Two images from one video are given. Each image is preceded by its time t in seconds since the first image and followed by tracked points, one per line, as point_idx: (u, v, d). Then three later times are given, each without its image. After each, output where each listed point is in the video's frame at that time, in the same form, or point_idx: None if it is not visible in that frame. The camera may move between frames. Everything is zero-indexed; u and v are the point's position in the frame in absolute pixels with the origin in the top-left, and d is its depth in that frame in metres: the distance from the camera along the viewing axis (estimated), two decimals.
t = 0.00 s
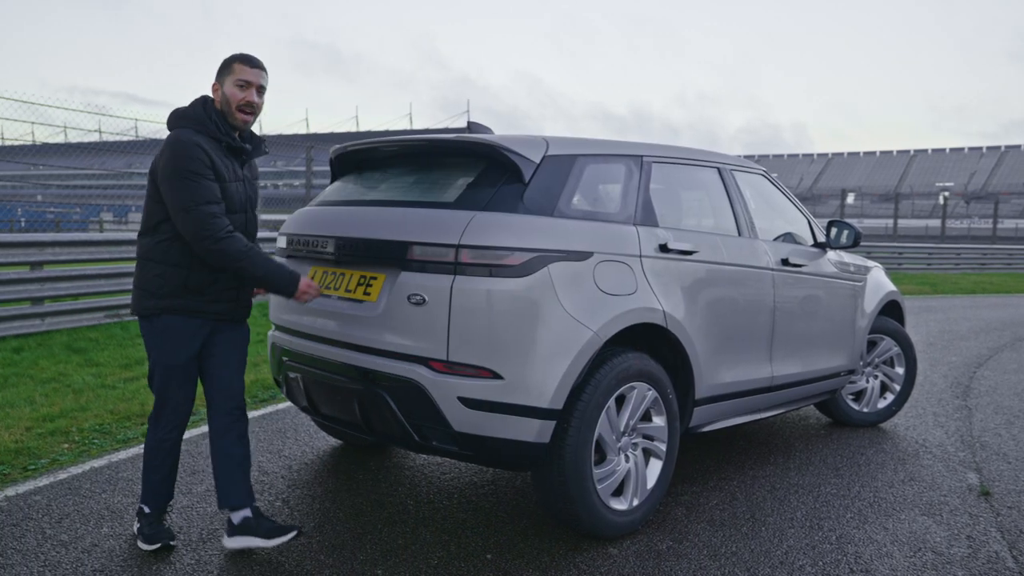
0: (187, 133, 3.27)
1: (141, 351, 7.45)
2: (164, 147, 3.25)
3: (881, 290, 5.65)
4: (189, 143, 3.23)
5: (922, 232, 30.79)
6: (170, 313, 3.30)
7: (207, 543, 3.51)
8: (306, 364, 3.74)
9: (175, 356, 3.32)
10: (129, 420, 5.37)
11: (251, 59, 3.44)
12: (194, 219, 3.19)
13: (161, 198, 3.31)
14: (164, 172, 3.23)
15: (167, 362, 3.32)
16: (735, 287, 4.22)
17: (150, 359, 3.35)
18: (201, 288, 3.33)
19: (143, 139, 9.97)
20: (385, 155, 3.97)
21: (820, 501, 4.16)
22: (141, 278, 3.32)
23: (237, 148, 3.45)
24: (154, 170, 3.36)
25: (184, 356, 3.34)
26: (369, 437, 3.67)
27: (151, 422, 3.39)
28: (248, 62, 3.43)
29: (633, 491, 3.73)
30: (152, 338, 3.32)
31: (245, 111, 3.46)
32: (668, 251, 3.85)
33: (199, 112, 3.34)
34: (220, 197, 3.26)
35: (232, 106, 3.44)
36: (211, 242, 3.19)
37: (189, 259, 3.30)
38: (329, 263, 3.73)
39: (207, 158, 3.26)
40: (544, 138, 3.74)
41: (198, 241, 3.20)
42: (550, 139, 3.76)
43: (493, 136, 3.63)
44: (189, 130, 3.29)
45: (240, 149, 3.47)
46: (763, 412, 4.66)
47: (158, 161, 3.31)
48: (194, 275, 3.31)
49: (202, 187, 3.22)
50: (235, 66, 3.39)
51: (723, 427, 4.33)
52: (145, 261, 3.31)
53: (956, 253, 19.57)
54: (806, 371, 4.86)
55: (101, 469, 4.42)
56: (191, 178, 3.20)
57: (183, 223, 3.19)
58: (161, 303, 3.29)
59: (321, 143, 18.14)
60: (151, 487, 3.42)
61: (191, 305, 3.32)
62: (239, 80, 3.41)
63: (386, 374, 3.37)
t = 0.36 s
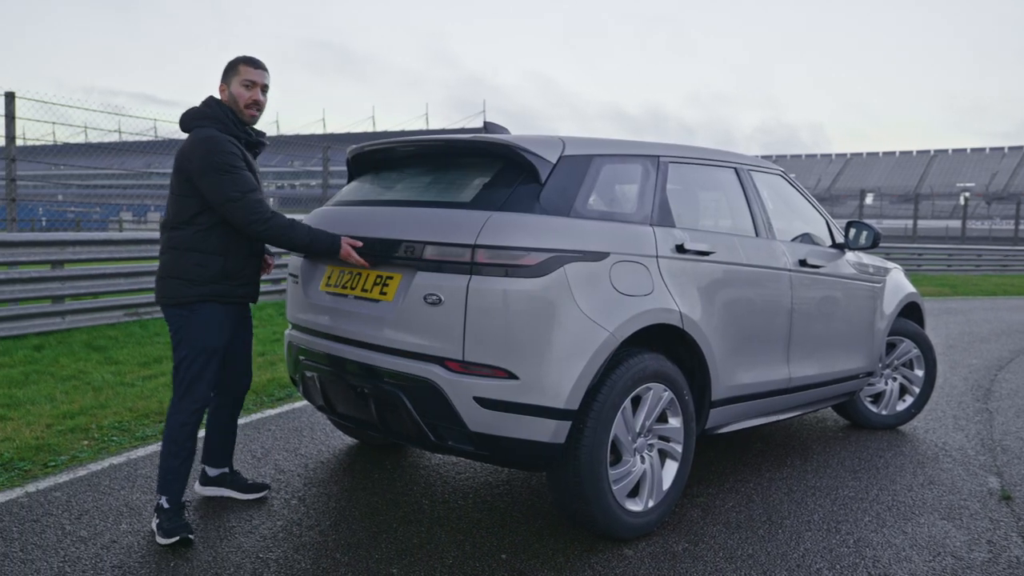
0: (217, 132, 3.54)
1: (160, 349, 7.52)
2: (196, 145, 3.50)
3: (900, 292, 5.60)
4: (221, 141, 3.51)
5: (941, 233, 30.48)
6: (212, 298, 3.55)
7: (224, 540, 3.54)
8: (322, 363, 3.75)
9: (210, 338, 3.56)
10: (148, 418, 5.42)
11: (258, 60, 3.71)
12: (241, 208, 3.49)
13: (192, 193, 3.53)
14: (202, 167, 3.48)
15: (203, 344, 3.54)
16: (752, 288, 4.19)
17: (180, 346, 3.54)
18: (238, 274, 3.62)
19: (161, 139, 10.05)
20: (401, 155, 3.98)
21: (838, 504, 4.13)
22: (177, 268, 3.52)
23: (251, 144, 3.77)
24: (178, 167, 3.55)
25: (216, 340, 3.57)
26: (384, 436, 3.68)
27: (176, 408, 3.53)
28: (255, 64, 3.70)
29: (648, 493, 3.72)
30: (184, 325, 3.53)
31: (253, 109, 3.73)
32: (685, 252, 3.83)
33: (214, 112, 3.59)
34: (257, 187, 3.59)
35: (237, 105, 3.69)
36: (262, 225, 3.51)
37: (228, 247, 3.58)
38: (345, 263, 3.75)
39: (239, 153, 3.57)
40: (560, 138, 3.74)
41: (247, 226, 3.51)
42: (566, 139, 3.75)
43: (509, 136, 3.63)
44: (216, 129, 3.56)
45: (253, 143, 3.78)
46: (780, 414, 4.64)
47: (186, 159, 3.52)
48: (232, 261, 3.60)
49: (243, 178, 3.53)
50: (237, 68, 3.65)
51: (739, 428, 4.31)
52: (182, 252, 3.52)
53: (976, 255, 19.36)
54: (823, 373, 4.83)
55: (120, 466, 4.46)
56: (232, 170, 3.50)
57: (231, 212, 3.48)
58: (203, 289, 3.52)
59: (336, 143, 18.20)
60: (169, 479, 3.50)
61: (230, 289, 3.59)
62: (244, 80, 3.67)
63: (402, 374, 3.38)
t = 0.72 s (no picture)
0: (248, 134, 3.61)
1: (176, 347, 7.57)
2: (228, 146, 3.58)
3: (918, 293, 5.55)
4: (251, 143, 3.58)
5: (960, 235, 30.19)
6: (235, 295, 3.66)
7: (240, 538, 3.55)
8: (336, 362, 3.76)
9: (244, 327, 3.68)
10: (164, 416, 5.45)
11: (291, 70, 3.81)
12: (268, 207, 3.54)
13: (222, 191, 3.62)
14: (232, 166, 3.55)
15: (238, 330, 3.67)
16: (768, 289, 4.17)
17: (222, 334, 3.67)
18: (261, 272, 3.72)
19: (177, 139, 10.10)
20: (416, 155, 3.99)
21: (854, 507, 4.10)
22: (204, 264, 3.63)
23: (282, 149, 3.82)
24: (210, 165, 3.65)
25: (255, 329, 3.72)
26: (398, 435, 3.69)
27: (237, 395, 3.69)
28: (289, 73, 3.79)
29: (661, 494, 3.70)
30: (222, 314, 3.65)
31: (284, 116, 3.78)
32: (699, 252, 3.82)
33: (248, 117, 3.66)
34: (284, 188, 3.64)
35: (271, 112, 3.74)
36: (286, 224, 3.54)
37: (252, 245, 3.68)
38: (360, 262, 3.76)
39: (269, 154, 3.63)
40: (575, 138, 3.73)
41: (271, 226, 3.55)
42: (581, 139, 3.75)
43: (524, 136, 3.63)
44: (248, 132, 3.63)
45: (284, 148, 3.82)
46: (795, 416, 4.61)
47: (218, 159, 3.61)
48: (256, 259, 3.69)
49: (271, 178, 3.58)
50: (271, 77, 3.71)
51: (753, 430, 4.29)
52: (210, 248, 3.63)
53: (995, 257, 19.16)
54: (840, 374, 4.80)
55: (137, 464, 4.49)
56: (260, 171, 3.55)
57: (258, 210, 3.54)
58: (226, 285, 3.63)
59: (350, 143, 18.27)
60: (245, 469, 3.72)
61: (253, 286, 3.70)
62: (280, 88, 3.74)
63: (416, 374, 3.38)
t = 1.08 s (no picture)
0: (265, 136, 3.62)
1: (190, 346, 7.62)
2: (245, 148, 3.59)
3: (933, 295, 5.51)
4: (268, 145, 3.59)
5: (976, 235, 29.94)
6: (253, 298, 3.67)
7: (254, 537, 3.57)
8: (348, 362, 3.77)
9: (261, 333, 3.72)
10: (178, 414, 5.48)
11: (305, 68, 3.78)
12: (287, 210, 3.56)
13: (240, 194, 3.63)
14: (251, 169, 3.56)
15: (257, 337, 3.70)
16: (781, 290, 4.15)
17: (232, 338, 3.69)
18: (279, 275, 3.73)
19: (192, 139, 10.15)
20: (428, 155, 3.99)
21: (867, 510, 4.08)
22: (222, 267, 3.65)
23: (298, 149, 3.84)
24: (226, 167, 3.65)
25: (266, 332, 3.74)
26: (409, 435, 3.69)
27: (247, 402, 3.72)
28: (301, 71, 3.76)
29: (674, 495, 3.69)
30: (234, 318, 3.67)
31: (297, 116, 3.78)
32: (713, 253, 3.81)
33: (263, 117, 3.66)
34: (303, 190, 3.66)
35: (282, 113, 3.75)
36: (308, 226, 3.56)
37: (270, 248, 3.69)
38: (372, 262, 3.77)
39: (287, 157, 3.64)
40: (587, 138, 3.73)
41: (292, 228, 3.57)
42: (594, 139, 3.74)
43: (537, 137, 3.62)
44: (264, 133, 3.64)
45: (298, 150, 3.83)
46: (808, 417, 4.58)
47: (235, 161, 3.61)
48: (273, 262, 3.70)
49: (290, 181, 3.59)
50: (284, 76, 3.72)
51: (767, 431, 4.26)
52: (228, 251, 3.65)
53: (1011, 258, 18.99)
54: (853, 376, 4.77)
55: (150, 461, 4.52)
56: (279, 174, 3.57)
57: (277, 213, 3.55)
58: (244, 289, 3.65)
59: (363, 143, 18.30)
60: (256, 474, 3.73)
61: (270, 290, 3.70)
62: (289, 88, 3.72)
63: (428, 373, 3.38)
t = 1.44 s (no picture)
0: (273, 138, 3.63)
1: (201, 345, 7.65)
2: (252, 150, 3.60)
3: (946, 296, 5.47)
4: (275, 147, 3.60)
5: (990, 236, 29.71)
6: (268, 300, 3.68)
7: (266, 535, 3.59)
8: (359, 361, 3.78)
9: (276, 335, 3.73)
10: (189, 412, 5.51)
11: (307, 63, 3.71)
12: (296, 212, 3.57)
13: (249, 196, 3.65)
14: (259, 172, 3.58)
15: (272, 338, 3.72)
16: (793, 290, 4.13)
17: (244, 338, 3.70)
18: (293, 276, 3.73)
19: (204, 139, 10.18)
20: (439, 155, 4.00)
21: (880, 512, 4.05)
22: (235, 268, 3.66)
23: (308, 147, 3.85)
24: (235, 169, 3.67)
25: (278, 332, 3.74)
26: (420, 434, 3.70)
27: (259, 404, 3.73)
28: (301, 67, 3.69)
29: (684, 497, 3.68)
30: (246, 318, 3.69)
31: (302, 114, 3.72)
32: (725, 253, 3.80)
33: (269, 116, 3.67)
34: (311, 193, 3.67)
35: (286, 112, 3.72)
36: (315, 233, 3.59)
37: (282, 248, 3.70)
38: (383, 262, 3.77)
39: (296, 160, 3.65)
40: (599, 138, 3.72)
41: (301, 233, 3.59)
42: (605, 139, 3.74)
43: (548, 137, 3.62)
44: (271, 134, 3.65)
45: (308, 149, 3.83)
46: (820, 419, 4.56)
47: (244, 163, 3.64)
48: (286, 262, 3.71)
49: (298, 184, 3.61)
50: (285, 73, 3.68)
51: (778, 432, 4.24)
52: (240, 253, 3.66)
53: None
54: (866, 377, 4.74)
55: (162, 460, 4.55)
56: (287, 176, 3.58)
57: (286, 215, 3.57)
58: (259, 291, 3.66)
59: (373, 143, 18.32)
60: (266, 474, 3.74)
61: (285, 291, 3.71)
62: (289, 86, 3.68)
63: (439, 373, 3.38)
